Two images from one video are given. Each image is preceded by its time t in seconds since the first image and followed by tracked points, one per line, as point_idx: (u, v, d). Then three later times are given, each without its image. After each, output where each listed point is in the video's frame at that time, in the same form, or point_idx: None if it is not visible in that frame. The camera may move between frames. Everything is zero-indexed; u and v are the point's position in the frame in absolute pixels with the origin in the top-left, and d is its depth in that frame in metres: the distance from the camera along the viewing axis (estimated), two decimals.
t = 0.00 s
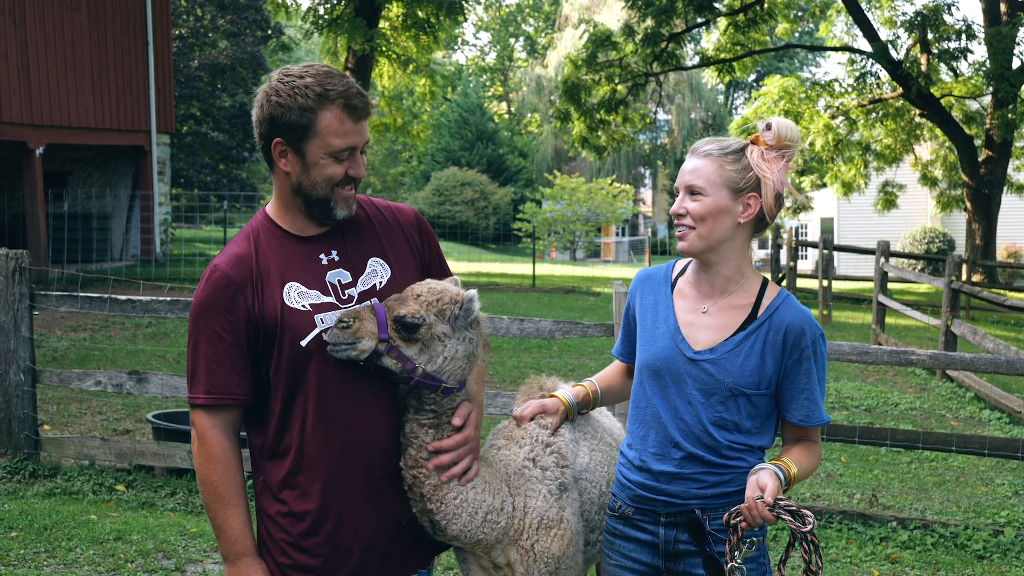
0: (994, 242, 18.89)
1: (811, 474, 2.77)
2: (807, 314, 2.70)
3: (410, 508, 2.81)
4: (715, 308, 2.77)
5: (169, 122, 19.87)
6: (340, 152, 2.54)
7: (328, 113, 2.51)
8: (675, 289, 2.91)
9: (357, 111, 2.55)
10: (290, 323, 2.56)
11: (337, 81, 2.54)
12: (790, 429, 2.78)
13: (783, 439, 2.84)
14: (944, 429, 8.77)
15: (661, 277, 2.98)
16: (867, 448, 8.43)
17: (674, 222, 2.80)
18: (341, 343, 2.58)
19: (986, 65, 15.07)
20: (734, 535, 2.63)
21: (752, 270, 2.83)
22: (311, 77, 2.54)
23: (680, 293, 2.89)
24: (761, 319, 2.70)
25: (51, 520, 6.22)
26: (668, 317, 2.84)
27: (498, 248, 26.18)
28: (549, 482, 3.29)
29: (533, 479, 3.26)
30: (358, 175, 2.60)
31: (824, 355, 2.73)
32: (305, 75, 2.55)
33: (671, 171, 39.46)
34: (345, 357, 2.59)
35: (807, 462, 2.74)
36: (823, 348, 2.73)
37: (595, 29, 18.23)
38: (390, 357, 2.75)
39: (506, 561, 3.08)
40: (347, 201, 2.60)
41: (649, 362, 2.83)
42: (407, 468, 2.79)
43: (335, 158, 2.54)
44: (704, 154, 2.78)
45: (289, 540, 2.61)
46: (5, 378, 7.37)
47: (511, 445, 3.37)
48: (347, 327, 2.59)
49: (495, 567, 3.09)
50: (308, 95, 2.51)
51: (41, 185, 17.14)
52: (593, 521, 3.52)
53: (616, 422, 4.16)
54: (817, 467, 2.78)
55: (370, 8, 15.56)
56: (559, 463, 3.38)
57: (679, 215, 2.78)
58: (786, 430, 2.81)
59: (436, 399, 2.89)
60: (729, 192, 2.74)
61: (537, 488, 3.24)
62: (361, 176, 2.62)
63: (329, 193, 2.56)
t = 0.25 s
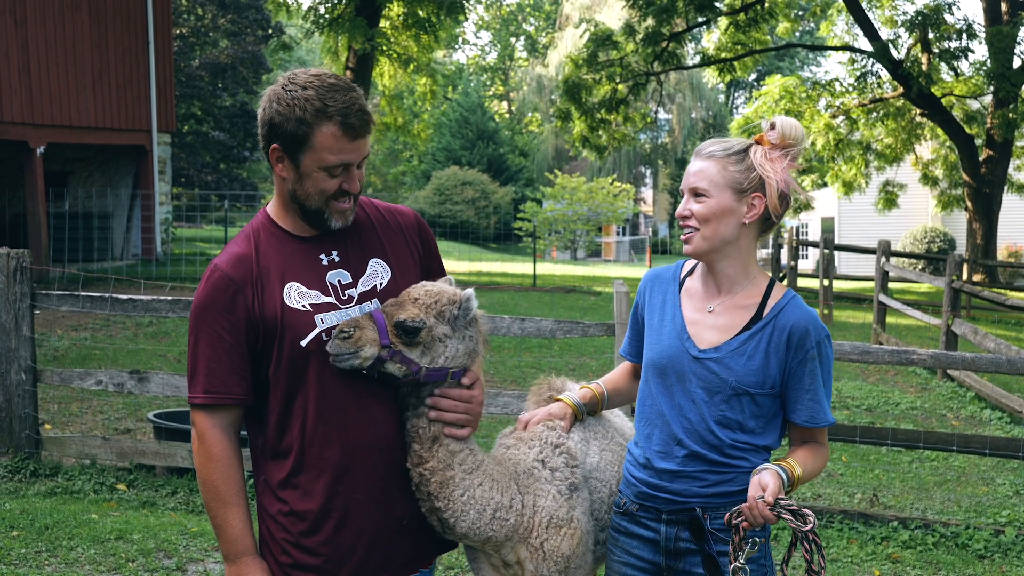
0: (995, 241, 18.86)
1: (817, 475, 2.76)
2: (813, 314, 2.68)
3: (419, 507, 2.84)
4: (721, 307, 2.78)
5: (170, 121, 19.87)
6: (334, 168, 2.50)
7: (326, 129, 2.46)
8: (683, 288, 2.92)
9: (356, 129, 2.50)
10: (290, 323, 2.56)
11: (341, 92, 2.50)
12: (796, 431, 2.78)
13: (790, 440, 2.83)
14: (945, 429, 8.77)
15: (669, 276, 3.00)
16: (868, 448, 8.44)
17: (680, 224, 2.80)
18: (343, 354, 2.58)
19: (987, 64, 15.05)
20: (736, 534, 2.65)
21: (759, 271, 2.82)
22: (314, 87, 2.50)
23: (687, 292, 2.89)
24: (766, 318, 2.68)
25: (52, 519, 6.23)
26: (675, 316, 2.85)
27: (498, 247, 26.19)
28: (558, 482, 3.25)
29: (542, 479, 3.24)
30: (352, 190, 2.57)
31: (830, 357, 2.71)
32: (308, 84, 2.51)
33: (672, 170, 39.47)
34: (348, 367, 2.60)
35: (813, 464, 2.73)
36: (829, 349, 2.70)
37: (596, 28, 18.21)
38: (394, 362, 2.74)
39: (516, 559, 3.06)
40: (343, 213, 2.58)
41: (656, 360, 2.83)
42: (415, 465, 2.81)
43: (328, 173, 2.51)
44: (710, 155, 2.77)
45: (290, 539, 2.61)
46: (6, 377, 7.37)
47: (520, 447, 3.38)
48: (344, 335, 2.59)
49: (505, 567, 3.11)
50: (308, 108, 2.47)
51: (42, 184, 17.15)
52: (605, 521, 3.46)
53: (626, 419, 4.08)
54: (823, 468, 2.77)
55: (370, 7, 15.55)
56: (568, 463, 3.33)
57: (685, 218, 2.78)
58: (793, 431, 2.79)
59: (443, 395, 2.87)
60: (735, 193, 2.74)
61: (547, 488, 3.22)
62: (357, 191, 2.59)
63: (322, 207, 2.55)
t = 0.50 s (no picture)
0: (997, 243, 18.84)
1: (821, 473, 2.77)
2: (819, 313, 2.69)
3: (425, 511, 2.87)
4: (727, 307, 2.77)
5: (173, 121, 19.90)
6: (327, 179, 2.49)
7: (317, 144, 2.44)
8: (687, 289, 2.91)
9: (349, 144, 2.47)
10: (297, 323, 2.56)
11: (337, 104, 2.47)
12: (801, 430, 2.78)
13: (795, 439, 2.83)
14: (947, 431, 8.77)
15: (673, 277, 2.98)
16: (870, 450, 8.43)
17: (700, 226, 2.77)
18: (364, 351, 2.61)
19: (990, 66, 15.04)
20: (739, 528, 2.65)
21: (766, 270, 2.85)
22: (309, 98, 2.47)
23: (693, 292, 2.89)
24: (772, 318, 2.70)
25: (54, 519, 6.23)
26: (679, 316, 2.84)
27: (500, 248, 26.22)
28: (567, 483, 3.25)
29: (550, 480, 3.24)
30: (349, 200, 2.56)
31: (835, 356, 2.73)
32: (305, 96, 2.48)
33: (674, 171, 39.49)
34: (367, 364, 2.63)
35: (817, 462, 2.73)
36: (834, 348, 2.72)
37: (598, 29, 18.19)
38: (413, 364, 2.82)
39: (523, 561, 3.09)
40: (341, 221, 2.59)
41: (662, 361, 2.83)
42: (421, 471, 2.85)
43: (322, 185, 2.50)
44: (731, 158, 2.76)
45: (292, 539, 2.62)
46: (8, 376, 7.38)
47: (531, 448, 3.38)
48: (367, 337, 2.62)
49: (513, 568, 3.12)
50: (302, 120, 2.45)
51: (44, 183, 17.17)
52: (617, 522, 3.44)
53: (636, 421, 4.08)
54: (827, 467, 2.77)
55: (373, 7, 15.54)
56: (578, 464, 3.32)
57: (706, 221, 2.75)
58: (797, 429, 2.80)
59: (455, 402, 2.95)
60: (753, 196, 2.75)
61: (555, 489, 3.22)
62: (355, 200, 2.58)
63: (318, 216, 2.56)
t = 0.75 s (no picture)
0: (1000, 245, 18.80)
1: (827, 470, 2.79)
2: (822, 313, 2.71)
3: (428, 513, 2.88)
4: (731, 309, 2.77)
5: (176, 121, 19.93)
6: (330, 183, 2.50)
7: (320, 147, 2.45)
8: (688, 290, 2.89)
9: (351, 147, 2.47)
10: (303, 323, 2.56)
11: (338, 107, 2.47)
12: (804, 428, 2.80)
13: (798, 440, 2.85)
14: (950, 434, 8.76)
15: (672, 279, 2.96)
16: (872, 452, 8.42)
17: (726, 228, 2.73)
18: (368, 345, 2.63)
19: (993, 69, 15.02)
20: (758, 528, 2.62)
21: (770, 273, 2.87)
22: (312, 102, 2.47)
23: (693, 294, 2.87)
24: (778, 318, 2.71)
25: (57, 518, 6.24)
26: (682, 318, 2.83)
27: (503, 249, 26.22)
28: (568, 486, 3.26)
29: (552, 483, 3.25)
30: (352, 202, 2.57)
31: (840, 355, 2.75)
32: (307, 99, 2.48)
33: (677, 173, 39.49)
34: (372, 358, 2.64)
35: (823, 458, 2.75)
36: (839, 346, 2.74)
37: (601, 30, 18.19)
38: (418, 361, 2.83)
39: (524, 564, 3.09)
40: (345, 223, 2.59)
41: (665, 363, 2.82)
42: (424, 472, 2.85)
43: (326, 187, 2.50)
44: (757, 161, 2.75)
45: (297, 539, 2.62)
46: (11, 375, 7.40)
47: (531, 451, 3.39)
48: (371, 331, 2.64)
49: (515, 570, 3.13)
50: (304, 124, 2.45)
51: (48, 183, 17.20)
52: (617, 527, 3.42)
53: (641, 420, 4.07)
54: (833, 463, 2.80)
55: (376, 7, 15.55)
56: (579, 468, 3.32)
57: (734, 222, 2.72)
58: (801, 429, 2.82)
59: (454, 404, 2.95)
60: (776, 201, 2.77)
61: (556, 492, 3.22)
62: (357, 202, 2.59)
63: (323, 219, 2.56)
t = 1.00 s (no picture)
0: (1001, 248, 18.80)
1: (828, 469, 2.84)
2: (823, 316, 2.75)
3: (431, 513, 2.89)
4: (734, 311, 2.78)
5: (177, 122, 19.94)
6: (332, 185, 2.50)
7: (322, 149, 2.45)
8: (688, 292, 2.89)
9: (353, 149, 2.48)
10: (305, 324, 2.57)
11: (340, 110, 2.48)
12: (803, 429, 2.83)
13: (796, 442, 2.88)
14: (950, 436, 8.76)
15: (672, 280, 2.95)
16: (872, 455, 8.42)
17: (739, 231, 2.72)
18: (382, 334, 2.68)
19: (995, 72, 15.01)
20: (780, 535, 2.59)
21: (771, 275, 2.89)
22: (314, 104, 2.48)
23: (694, 296, 2.87)
24: (781, 321, 2.72)
25: (57, 519, 6.25)
26: (684, 319, 2.82)
27: (504, 251, 26.24)
28: (571, 488, 3.26)
29: (555, 485, 3.25)
30: (355, 204, 2.58)
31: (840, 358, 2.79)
32: (309, 101, 2.49)
33: (678, 175, 39.51)
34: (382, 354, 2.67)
35: (825, 457, 2.80)
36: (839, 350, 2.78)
37: (603, 32, 18.19)
38: (426, 354, 2.85)
39: (526, 564, 3.09)
40: (348, 224, 2.60)
41: (667, 365, 2.81)
42: (428, 471, 2.86)
43: (328, 189, 2.51)
44: (769, 167, 2.76)
45: (296, 539, 2.62)
46: (11, 376, 7.40)
47: (534, 453, 3.39)
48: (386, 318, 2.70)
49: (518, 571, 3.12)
50: (307, 126, 2.45)
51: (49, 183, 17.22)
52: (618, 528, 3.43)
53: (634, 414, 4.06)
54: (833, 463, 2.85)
55: (378, 9, 15.57)
56: (582, 469, 3.32)
57: (747, 226, 2.72)
58: (800, 429, 2.85)
59: (460, 401, 2.97)
60: (785, 206, 2.78)
61: (559, 493, 3.23)
62: (359, 204, 2.60)
63: (326, 221, 2.57)
